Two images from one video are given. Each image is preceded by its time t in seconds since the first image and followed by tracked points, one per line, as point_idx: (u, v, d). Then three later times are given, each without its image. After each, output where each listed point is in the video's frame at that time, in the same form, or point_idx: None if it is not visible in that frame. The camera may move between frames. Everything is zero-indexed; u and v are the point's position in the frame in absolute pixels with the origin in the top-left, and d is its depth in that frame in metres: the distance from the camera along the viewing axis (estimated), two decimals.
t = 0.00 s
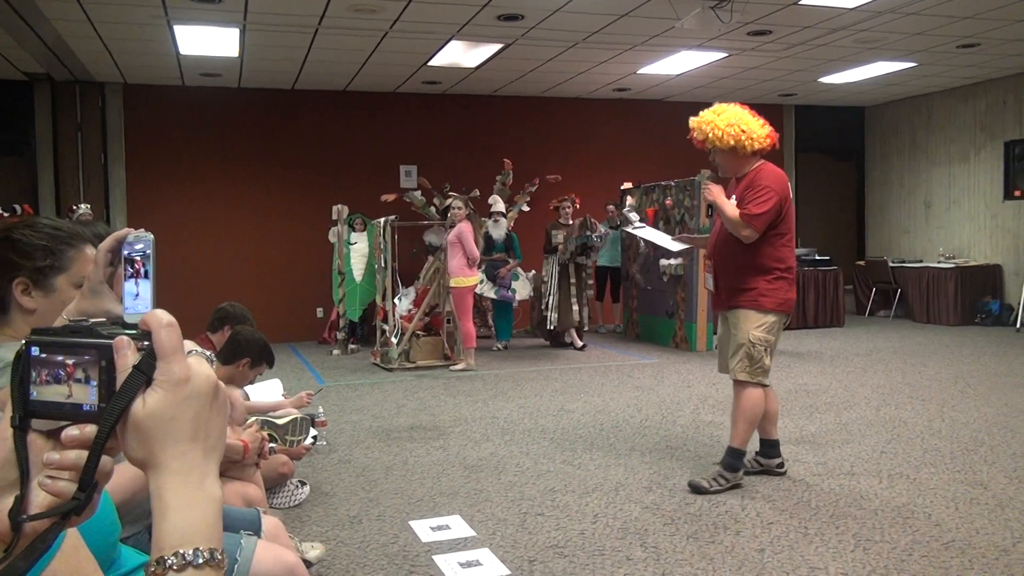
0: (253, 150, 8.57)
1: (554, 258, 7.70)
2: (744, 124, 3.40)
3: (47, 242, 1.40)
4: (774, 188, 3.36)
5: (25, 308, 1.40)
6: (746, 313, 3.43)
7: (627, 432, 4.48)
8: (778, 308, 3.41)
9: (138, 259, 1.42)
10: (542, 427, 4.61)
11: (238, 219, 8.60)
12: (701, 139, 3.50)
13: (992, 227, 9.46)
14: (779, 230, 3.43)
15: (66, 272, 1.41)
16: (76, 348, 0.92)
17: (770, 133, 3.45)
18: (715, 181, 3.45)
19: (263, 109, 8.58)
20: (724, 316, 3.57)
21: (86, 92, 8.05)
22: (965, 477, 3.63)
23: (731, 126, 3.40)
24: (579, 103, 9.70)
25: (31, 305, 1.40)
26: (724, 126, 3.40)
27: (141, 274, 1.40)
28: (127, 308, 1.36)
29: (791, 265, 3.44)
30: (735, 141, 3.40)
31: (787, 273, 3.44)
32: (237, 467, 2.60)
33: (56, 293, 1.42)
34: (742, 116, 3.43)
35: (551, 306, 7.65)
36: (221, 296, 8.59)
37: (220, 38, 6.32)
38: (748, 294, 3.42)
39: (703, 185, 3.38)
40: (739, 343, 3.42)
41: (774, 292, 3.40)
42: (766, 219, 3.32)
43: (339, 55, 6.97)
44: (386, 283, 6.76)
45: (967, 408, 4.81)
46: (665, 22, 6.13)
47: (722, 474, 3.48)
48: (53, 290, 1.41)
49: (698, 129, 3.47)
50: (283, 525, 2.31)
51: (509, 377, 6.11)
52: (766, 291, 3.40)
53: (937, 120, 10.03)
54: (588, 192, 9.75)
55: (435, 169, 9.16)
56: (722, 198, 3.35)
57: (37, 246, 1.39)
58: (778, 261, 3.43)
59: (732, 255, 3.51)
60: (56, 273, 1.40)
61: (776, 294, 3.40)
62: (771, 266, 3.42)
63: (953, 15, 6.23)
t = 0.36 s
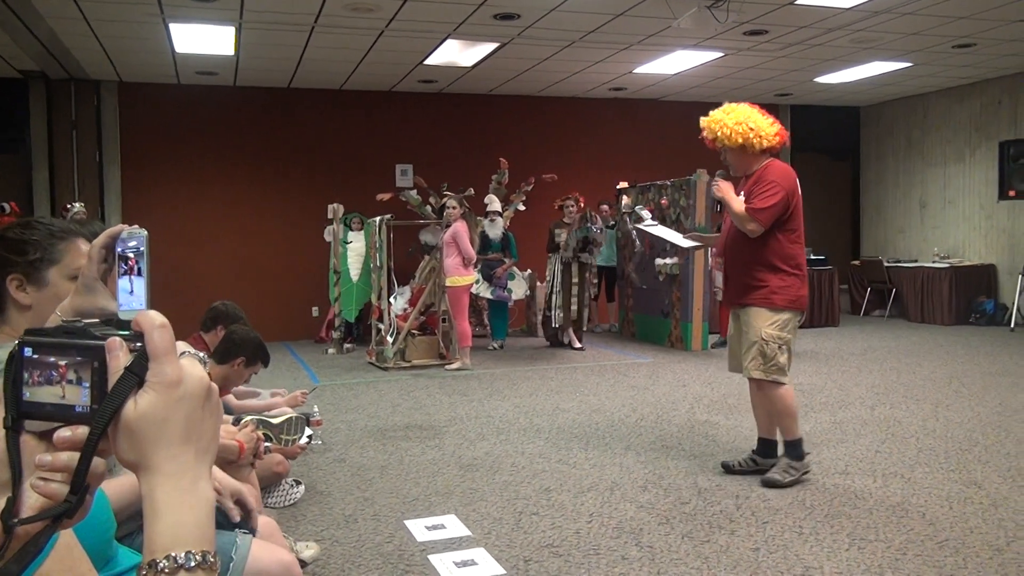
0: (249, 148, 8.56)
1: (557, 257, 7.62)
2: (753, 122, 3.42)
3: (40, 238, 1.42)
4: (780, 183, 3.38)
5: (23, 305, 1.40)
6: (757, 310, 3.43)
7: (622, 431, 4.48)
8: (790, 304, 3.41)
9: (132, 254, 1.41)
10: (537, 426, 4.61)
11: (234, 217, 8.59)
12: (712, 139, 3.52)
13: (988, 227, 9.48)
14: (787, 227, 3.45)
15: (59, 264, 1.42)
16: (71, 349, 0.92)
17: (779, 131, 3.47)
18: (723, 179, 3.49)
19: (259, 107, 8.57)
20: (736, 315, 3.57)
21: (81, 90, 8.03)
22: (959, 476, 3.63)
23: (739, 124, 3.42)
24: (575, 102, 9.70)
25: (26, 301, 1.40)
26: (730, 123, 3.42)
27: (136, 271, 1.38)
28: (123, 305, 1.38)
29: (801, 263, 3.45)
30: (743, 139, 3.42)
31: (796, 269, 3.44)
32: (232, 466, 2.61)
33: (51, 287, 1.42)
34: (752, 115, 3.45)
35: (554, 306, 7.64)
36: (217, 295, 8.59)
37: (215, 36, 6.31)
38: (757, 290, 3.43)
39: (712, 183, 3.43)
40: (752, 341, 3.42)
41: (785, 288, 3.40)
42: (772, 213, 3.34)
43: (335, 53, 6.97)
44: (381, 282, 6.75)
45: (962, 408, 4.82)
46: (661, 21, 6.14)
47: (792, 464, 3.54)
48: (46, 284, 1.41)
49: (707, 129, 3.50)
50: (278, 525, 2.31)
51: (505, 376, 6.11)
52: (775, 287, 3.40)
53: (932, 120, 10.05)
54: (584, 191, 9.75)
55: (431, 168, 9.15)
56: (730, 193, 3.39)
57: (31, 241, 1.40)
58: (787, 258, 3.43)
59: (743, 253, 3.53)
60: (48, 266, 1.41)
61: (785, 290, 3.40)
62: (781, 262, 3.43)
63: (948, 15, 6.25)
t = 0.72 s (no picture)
0: (242, 148, 8.54)
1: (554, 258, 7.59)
2: (769, 123, 3.42)
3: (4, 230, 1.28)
4: (796, 184, 3.38)
5: None
6: (775, 313, 3.45)
7: (616, 431, 4.48)
8: (807, 306, 3.43)
9: (123, 254, 1.54)
10: (532, 426, 4.61)
11: (227, 217, 8.56)
12: (727, 137, 3.52)
13: (980, 227, 9.51)
14: (802, 227, 3.46)
15: (27, 258, 1.29)
16: (63, 350, 0.92)
17: (795, 132, 3.47)
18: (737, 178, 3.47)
19: (253, 107, 8.55)
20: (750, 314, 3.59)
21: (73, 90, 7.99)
22: (952, 476, 3.65)
23: (755, 124, 3.42)
24: (569, 103, 9.70)
25: None
26: (748, 123, 3.42)
27: (128, 271, 1.53)
28: (114, 303, 1.53)
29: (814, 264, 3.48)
30: (759, 139, 3.42)
31: (810, 271, 3.46)
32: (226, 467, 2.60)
33: (22, 281, 1.29)
34: (768, 115, 3.45)
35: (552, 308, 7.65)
36: (210, 295, 8.56)
37: (208, 36, 6.29)
38: (773, 293, 3.44)
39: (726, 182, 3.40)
40: (773, 346, 3.45)
41: (801, 290, 3.42)
42: (788, 214, 3.34)
43: (329, 53, 6.96)
44: (376, 282, 6.74)
45: (954, 407, 4.84)
46: (655, 22, 6.14)
47: (833, 462, 3.60)
48: (16, 278, 1.28)
49: (723, 126, 3.50)
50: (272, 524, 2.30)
51: (499, 376, 6.11)
52: (792, 289, 3.42)
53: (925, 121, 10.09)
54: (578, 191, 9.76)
55: (424, 168, 9.14)
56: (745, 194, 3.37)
57: None
58: (802, 260, 3.45)
59: (756, 253, 3.52)
60: (17, 259, 1.28)
61: (802, 292, 3.42)
62: (795, 264, 3.44)
63: (941, 16, 6.27)
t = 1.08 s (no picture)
0: (235, 148, 8.52)
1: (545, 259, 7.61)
2: (796, 123, 3.42)
3: None
4: (825, 189, 3.39)
5: None
6: (807, 315, 3.46)
7: (609, 432, 4.49)
8: (839, 306, 3.45)
9: (116, 259, 1.45)
10: (525, 427, 4.61)
11: (220, 217, 8.55)
12: (750, 138, 3.51)
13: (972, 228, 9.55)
14: (831, 228, 3.48)
15: (11, 255, 1.28)
16: (53, 350, 0.92)
17: (820, 132, 3.47)
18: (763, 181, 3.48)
19: (246, 107, 8.53)
20: (776, 314, 3.59)
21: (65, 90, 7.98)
22: (944, 476, 3.66)
23: (782, 126, 3.41)
24: (563, 103, 9.71)
25: None
26: (774, 125, 3.42)
27: (120, 274, 1.41)
28: (104, 307, 1.39)
29: (844, 264, 3.50)
30: (786, 140, 3.42)
31: (839, 272, 3.49)
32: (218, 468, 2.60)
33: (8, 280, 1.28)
34: (793, 116, 3.44)
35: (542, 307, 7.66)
36: (204, 294, 8.55)
37: (201, 36, 6.28)
38: (804, 295, 3.45)
39: (754, 186, 3.41)
40: (806, 346, 3.46)
41: (833, 290, 3.44)
42: (818, 219, 3.35)
43: (322, 53, 6.95)
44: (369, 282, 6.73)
45: (946, 408, 4.86)
46: (648, 23, 6.16)
47: (828, 464, 3.62)
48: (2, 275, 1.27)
49: (747, 128, 3.49)
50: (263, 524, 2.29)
51: (493, 377, 6.11)
52: (823, 291, 3.44)
53: (917, 122, 10.13)
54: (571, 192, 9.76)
55: (418, 168, 9.14)
56: (774, 199, 3.38)
57: None
58: (832, 262, 3.47)
59: (784, 256, 3.53)
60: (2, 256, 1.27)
61: (833, 294, 3.44)
62: (825, 266, 3.46)
63: (932, 18, 6.29)
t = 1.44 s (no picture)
0: (227, 150, 8.50)
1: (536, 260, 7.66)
2: (809, 123, 3.42)
3: None
4: (837, 191, 3.40)
5: None
6: (816, 314, 3.48)
7: (602, 432, 4.50)
8: (848, 306, 3.47)
9: (100, 262, 1.45)
10: (519, 428, 4.61)
11: (212, 219, 8.53)
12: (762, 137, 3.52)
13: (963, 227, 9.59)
14: (842, 229, 3.50)
15: None
16: (43, 352, 0.91)
17: (832, 131, 3.47)
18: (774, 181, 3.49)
19: (238, 109, 8.51)
20: (785, 312, 3.61)
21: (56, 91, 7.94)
22: (936, 474, 3.67)
23: (795, 125, 3.42)
24: (555, 104, 9.72)
25: None
26: (787, 125, 3.42)
27: (105, 278, 1.42)
28: (88, 309, 1.40)
29: (853, 264, 3.52)
30: (798, 140, 3.43)
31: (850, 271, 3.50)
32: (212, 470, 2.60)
33: None
34: (807, 116, 3.45)
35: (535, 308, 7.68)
36: (197, 296, 8.52)
37: (192, 37, 6.26)
38: (814, 295, 3.47)
39: (767, 187, 3.42)
40: (814, 344, 3.47)
41: (843, 291, 3.46)
42: (831, 221, 3.37)
43: (314, 55, 6.94)
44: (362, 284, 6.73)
45: (938, 406, 4.88)
46: (640, 23, 6.16)
47: (823, 463, 3.63)
48: None
49: (759, 127, 3.49)
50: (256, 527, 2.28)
51: (487, 377, 6.11)
52: (834, 291, 3.45)
53: (909, 121, 10.16)
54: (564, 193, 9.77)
55: (411, 170, 9.13)
56: (787, 200, 3.39)
57: None
58: (843, 261, 3.49)
59: (794, 255, 3.54)
60: None
61: (844, 293, 3.46)
62: (837, 266, 3.48)
63: (923, 18, 6.31)
